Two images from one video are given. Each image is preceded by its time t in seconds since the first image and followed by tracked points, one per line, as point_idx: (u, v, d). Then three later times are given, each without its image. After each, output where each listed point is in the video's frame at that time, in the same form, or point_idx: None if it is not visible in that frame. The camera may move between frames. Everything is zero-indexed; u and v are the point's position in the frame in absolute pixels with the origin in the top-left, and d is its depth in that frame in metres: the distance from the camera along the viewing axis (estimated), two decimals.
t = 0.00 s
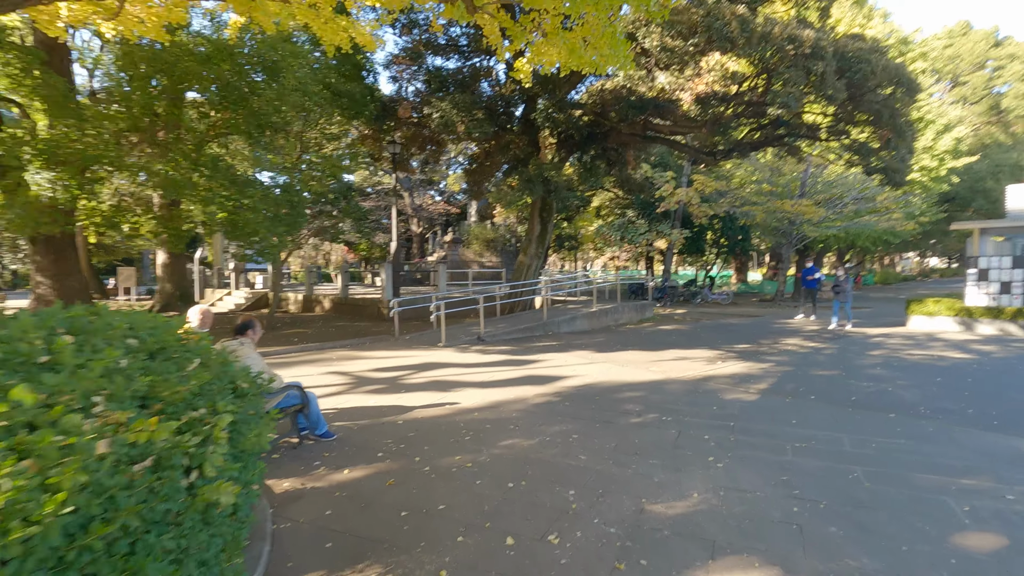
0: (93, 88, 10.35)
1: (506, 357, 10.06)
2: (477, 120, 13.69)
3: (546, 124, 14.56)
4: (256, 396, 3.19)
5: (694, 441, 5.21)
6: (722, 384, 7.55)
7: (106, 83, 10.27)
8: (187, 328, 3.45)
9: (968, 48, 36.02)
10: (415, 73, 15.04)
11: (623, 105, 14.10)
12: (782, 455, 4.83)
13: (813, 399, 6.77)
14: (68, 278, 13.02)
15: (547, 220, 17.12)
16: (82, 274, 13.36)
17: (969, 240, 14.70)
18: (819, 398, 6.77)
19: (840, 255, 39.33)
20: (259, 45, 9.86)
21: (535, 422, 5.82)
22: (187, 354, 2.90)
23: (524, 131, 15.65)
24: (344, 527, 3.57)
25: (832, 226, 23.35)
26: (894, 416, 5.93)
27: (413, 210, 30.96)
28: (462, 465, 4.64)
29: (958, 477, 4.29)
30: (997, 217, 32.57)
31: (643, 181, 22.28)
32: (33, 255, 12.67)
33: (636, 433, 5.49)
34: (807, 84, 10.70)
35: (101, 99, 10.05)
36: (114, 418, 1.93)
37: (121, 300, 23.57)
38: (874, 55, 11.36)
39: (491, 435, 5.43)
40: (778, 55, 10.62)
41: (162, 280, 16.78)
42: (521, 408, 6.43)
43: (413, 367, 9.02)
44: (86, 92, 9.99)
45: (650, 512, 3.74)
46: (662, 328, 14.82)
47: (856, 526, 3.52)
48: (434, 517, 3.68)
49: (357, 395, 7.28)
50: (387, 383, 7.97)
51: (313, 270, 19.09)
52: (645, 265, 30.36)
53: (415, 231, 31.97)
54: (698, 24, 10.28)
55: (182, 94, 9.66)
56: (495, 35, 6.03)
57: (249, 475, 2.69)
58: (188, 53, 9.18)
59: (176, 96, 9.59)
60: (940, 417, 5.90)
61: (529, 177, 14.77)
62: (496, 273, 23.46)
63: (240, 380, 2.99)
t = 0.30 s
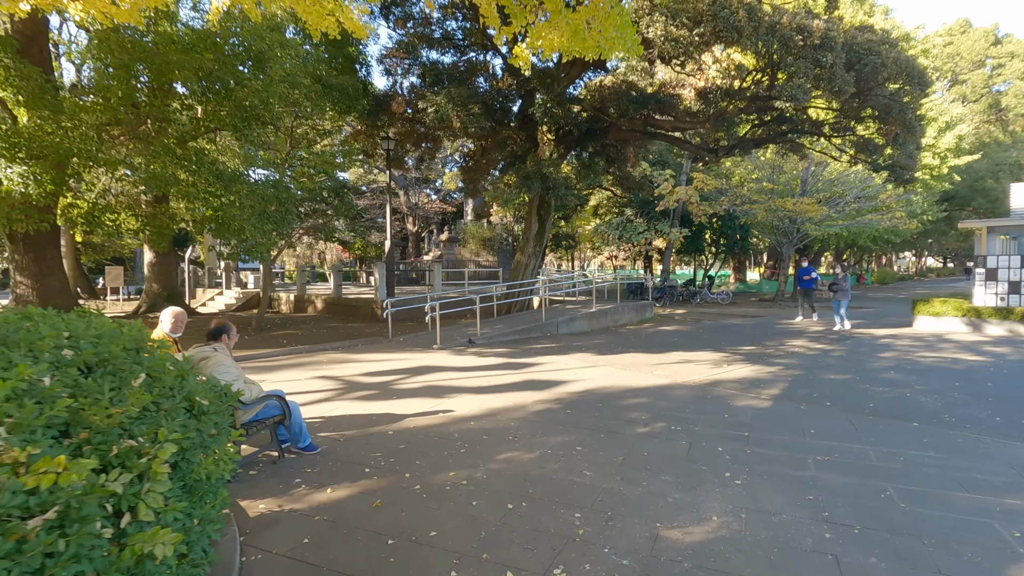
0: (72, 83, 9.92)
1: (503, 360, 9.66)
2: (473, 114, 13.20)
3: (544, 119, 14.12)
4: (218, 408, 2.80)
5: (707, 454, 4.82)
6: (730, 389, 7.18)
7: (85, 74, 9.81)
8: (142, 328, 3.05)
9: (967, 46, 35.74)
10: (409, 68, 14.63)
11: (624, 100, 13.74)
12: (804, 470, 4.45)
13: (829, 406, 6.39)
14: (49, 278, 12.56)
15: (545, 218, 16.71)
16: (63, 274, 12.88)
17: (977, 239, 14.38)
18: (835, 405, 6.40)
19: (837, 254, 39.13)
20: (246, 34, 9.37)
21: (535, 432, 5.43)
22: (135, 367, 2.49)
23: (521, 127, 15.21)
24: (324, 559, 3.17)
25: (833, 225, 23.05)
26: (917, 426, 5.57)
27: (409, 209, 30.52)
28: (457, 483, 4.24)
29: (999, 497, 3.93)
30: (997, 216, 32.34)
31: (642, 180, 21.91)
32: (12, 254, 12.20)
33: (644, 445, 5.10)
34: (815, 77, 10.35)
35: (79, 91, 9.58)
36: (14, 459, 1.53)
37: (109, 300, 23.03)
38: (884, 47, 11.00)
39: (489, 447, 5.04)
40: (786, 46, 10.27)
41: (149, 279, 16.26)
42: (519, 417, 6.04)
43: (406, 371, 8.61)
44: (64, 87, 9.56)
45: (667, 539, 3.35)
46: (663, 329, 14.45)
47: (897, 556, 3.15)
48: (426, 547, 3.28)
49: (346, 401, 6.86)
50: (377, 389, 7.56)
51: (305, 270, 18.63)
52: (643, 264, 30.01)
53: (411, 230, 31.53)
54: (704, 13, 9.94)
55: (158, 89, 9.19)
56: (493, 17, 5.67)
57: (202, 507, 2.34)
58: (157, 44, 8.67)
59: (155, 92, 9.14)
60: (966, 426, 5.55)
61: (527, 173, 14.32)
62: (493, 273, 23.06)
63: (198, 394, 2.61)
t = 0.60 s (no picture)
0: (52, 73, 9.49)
1: (501, 362, 9.25)
2: (471, 108, 12.76)
3: (544, 113, 13.72)
4: (173, 422, 2.38)
5: (727, 468, 4.43)
6: (743, 394, 6.78)
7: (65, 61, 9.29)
8: (88, 325, 2.62)
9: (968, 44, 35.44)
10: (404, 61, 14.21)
11: (626, 93, 13.38)
12: (835, 486, 4.06)
13: (850, 412, 6.01)
14: (30, 277, 12.08)
15: (545, 215, 16.26)
16: (45, 273, 12.40)
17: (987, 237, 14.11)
18: (856, 411, 6.02)
19: (836, 254, 38.87)
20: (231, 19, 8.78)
21: (539, 443, 5.03)
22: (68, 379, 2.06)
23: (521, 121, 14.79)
24: None
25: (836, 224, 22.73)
26: (949, 434, 5.19)
27: (405, 207, 30.06)
28: (454, 502, 3.84)
29: None
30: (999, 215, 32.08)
31: (643, 177, 21.51)
32: None
33: (657, 457, 4.70)
34: (826, 69, 10.00)
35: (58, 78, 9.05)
36: None
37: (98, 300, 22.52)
38: (897, 37, 10.65)
39: (489, 460, 4.63)
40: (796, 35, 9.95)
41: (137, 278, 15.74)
42: (521, 425, 5.64)
43: (400, 375, 8.19)
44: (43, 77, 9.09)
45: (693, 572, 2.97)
46: (666, 330, 14.06)
47: None
48: None
49: (335, 407, 6.44)
50: (369, 393, 7.14)
51: (298, 269, 18.17)
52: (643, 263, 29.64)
53: (407, 229, 31.07)
54: None
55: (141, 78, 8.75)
56: None
57: (142, 550, 1.93)
58: (143, 35, 8.23)
59: (139, 81, 8.69)
60: (1000, 435, 5.18)
61: (527, 169, 13.90)
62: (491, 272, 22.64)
63: (145, 409, 2.18)
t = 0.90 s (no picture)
0: (27, 64, 9.05)
1: (499, 367, 8.85)
2: (468, 103, 12.34)
3: (542, 109, 13.34)
4: (106, 457, 2.01)
5: (747, 488, 4.05)
6: (756, 403, 6.41)
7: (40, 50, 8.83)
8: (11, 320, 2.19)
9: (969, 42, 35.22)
10: (399, 56, 13.82)
11: (627, 88, 13.03)
12: (869, 511, 3.70)
13: (871, 422, 5.65)
14: (9, 278, 11.87)
15: (544, 214, 15.78)
16: (24, 272, 12.16)
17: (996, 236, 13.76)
18: (878, 422, 5.65)
19: (835, 254, 38.58)
20: (217, 7, 8.36)
21: (541, 459, 4.64)
22: None
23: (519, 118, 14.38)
24: None
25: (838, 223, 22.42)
26: (981, 449, 4.84)
27: (401, 207, 29.71)
28: (448, 530, 3.46)
29: None
30: (1000, 215, 31.89)
31: (643, 175, 21.14)
32: None
33: (670, 475, 4.32)
34: (836, 62, 9.65)
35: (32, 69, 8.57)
36: None
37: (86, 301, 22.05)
38: (908, 29, 10.32)
39: (488, 479, 4.24)
40: (806, 25, 9.57)
41: (122, 279, 15.26)
42: (520, 438, 5.24)
43: (393, 381, 7.77)
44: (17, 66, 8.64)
45: None
46: (668, 331, 13.71)
47: None
48: None
49: (322, 418, 6.03)
50: (359, 402, 6.73)
51: (291, 269, 17.74)
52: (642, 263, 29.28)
53: (403, 229, 30.65)
54: None
55: (122, 72, 8.38)
56: None
57: None
58: (128, 27, 7.78)
59: (132, 74, 8.37)
60: None
61: (525, 167, 13.48)
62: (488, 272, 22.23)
63: (68, 446, 1.82)
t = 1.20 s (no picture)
0: None
1: (496, 371, 8.42)
2: (463, 97, 11.91)
3: (541, 104, 12.89)
4: None
5: (771, 509, 3.65)
6: (770, 410, 6.01)
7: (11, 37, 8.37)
8: None
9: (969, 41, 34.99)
10: (392, 49, 13.38)
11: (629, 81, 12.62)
12: (911, 536, 3.30)
13: (895, 431, 5.25)
14: None
15: (540, 211, 15.24)
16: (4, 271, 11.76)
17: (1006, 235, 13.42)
18: (902, 431, 5.26)
19: (834, 253, 38.30)
20: None
21: (541, 475, 4.23)
22: None
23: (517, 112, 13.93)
24: None
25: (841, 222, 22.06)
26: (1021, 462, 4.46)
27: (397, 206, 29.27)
28: (437, 562, 3.04)
29: None
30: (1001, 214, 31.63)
31: (643, 173, 20.73)
32: None
33: (684, 493, 3.92)
34: (847, 52, 9.28)
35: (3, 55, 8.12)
36: None
37: (73, 301, 21.51)
38: (921, 17, 9.95)
39: (482, 499, 3.82)
40: (817, 13, 9.15)
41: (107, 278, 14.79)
42: (519, 450, 4.83)
43: (384, 386, 7.34)
44: None
45: None
46: (670, 333, 13.32)
47: None
48: None
49: (306, 426, 5.59)
50: (347, 409, 6.29)
51: (282, 268, 17.26)
52: (641, 262, 28.88)
53: (399, 228, 30.21)
54: None
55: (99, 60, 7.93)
56: None
57: None
58: (108, 11, 7.20)
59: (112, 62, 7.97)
60: None
61: (523, 163, 13.05)
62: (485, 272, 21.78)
63: None
